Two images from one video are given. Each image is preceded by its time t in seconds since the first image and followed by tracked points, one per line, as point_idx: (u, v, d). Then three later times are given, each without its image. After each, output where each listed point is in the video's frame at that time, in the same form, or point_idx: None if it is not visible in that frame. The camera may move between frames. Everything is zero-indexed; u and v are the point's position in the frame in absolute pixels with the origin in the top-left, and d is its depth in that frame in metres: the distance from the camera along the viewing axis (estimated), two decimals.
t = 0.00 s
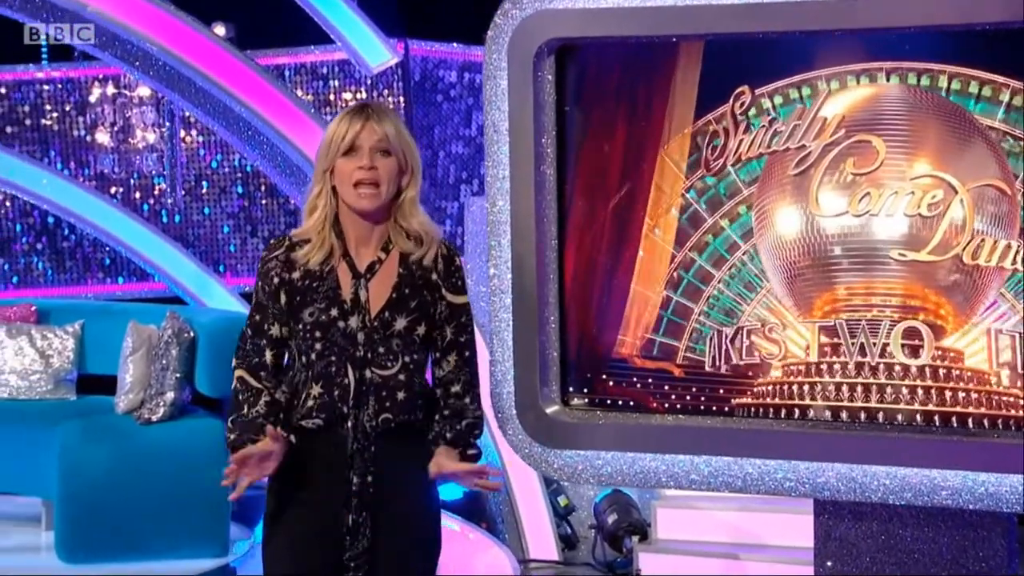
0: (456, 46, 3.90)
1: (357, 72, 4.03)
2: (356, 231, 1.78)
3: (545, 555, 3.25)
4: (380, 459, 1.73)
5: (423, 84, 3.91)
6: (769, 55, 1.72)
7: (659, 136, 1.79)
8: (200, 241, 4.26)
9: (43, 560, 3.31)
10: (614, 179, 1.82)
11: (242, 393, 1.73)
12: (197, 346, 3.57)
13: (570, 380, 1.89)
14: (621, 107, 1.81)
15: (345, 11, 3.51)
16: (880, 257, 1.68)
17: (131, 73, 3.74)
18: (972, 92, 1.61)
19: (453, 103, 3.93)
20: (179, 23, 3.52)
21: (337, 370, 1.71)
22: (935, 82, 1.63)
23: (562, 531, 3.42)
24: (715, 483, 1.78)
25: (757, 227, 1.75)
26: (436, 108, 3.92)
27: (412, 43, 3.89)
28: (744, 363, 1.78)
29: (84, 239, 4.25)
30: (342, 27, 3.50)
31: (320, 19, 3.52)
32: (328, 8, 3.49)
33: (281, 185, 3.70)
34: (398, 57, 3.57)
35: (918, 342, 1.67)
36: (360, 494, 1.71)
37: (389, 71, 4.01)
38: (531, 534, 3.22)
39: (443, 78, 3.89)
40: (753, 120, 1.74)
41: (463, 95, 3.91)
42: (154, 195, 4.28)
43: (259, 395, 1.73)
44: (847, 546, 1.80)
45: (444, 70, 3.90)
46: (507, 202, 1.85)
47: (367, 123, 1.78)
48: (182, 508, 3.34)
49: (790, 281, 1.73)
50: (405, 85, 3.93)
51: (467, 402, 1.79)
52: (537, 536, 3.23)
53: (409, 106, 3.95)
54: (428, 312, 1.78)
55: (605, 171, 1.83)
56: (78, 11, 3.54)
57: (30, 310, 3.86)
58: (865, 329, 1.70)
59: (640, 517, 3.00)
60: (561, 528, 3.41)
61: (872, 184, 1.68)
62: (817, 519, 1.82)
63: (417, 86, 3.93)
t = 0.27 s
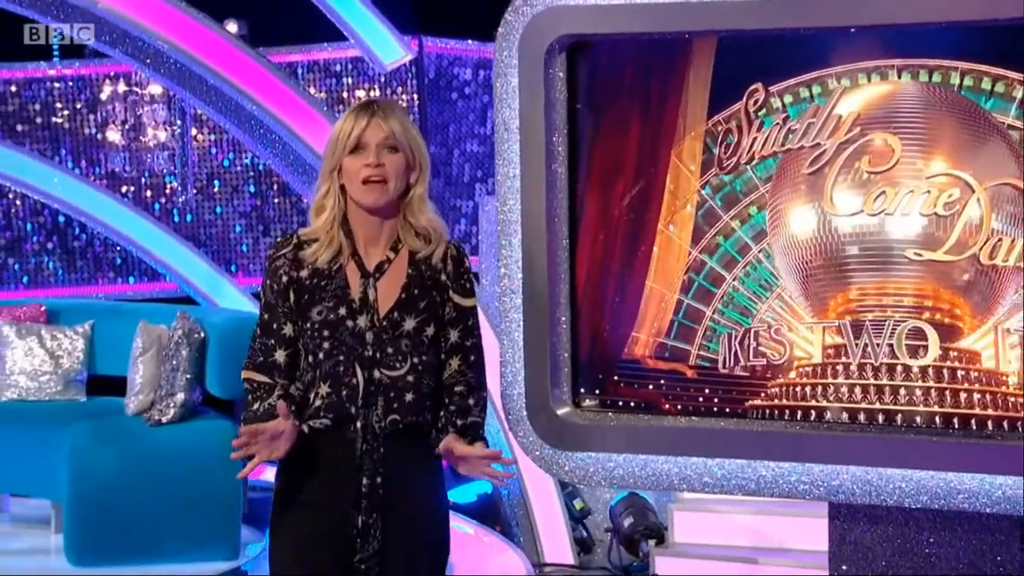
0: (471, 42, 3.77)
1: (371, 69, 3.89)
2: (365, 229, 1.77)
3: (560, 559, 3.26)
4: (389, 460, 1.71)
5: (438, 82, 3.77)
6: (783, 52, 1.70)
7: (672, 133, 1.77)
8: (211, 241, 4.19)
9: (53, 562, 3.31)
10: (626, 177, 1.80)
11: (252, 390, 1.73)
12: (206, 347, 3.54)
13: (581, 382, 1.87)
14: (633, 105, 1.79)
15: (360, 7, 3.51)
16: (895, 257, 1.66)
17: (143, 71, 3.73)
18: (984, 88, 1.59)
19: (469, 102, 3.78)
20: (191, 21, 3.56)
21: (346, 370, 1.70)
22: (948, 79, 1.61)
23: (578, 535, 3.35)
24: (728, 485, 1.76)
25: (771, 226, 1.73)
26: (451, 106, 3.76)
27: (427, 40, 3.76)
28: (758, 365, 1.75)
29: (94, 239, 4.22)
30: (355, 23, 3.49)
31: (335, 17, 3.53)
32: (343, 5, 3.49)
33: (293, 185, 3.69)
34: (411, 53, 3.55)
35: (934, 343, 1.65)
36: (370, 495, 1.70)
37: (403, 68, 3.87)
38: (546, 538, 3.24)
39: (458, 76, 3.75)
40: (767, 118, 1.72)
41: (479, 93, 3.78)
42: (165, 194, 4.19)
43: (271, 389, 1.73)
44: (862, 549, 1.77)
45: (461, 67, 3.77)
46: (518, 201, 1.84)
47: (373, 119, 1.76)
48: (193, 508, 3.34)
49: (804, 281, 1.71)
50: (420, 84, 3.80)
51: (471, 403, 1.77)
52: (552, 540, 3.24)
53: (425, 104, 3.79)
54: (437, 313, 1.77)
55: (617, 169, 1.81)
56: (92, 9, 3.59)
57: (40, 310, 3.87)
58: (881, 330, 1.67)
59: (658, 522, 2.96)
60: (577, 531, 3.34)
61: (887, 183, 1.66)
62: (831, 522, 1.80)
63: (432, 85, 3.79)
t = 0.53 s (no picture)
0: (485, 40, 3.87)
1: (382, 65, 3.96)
2: (372, 230, 1.75)
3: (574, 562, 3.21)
4: (397, 461, 1.70)
5: (452, 78, 3.88)
6: (796, 49, 1.68)
7: (684, 131, 1.75)
8: (222, 240, 4.21)
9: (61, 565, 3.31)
10: (637, 175, 1.78)
11: (263, 393, 1.71)
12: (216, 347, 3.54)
13: (592, 383, 1.85)
14: (644, 102, 1.77)
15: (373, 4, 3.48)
16: (910, 256, 1.63)
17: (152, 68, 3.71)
18: (997, 85, 1.57)
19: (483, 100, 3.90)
20: (202, 18, 3.55)
21: (353, 370, 1.68)
22: (959, 76, 1.59)
23: (592, 538, 3.39)
24: (740, 488, 1.74)
25: (784, 225, 1.70)
26: (465, 104, 3.89)
27: (440, 38, 3.85)
28: (771, 366, 1.73)
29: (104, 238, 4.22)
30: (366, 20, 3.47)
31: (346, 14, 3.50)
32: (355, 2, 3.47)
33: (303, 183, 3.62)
34: (424, 50, 3.52)
35: (949, 344, 1.62)
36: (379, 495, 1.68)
37: (415, 66, 3.93)
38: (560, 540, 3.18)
39: (472, 74, 3.87)
40: (780, 115, 1.70)
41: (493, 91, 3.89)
42: (175, 192, 4.23)
43: (280, 389, 1.71)
44: (876, 553, 1.75)
45: (473, 65, 3.88)
46: (528, 200, 1.82)
47: (370, 117, 1.74)
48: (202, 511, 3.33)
49: (818, 281, 1.69)
50: (433, 81, 3.88)
51: (482, 401, 1.75)
52: (565, 541, 3.18)
53: (437, 101, 3.89)
54: (445, 313, 1.76)
55: (628, 167, 1.79)
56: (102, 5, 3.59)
57: (48, 310, 3.86)
58: (896, 331, 1.65)
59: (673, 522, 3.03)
60: (592, 535, 3.39)
61: (902, 181, 1.63)
62: (845, 526, 1.77)
63: (445, 81, 3.90)
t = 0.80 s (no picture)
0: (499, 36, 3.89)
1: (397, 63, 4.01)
2: (377, 227, 1.73)
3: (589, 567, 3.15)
4: (406, 461, 1.68)
5: (466, 75, 3.91)
6: (810, 45, 1.65)
7: (697, 127, 1.73)
8: (233, 238, 4.20)
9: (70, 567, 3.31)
10: (650, 171, 1.76)
11: (271, 394, 1.69)
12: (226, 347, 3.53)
13: (603, 384, 1.82)
14: (656, 98, 1.75)
15: None
16: (927, 255, 1.60)
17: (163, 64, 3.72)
18: (1012, 80, 1.54)
19: (498, 95, 3.92)
20: (213, 14, 3.53)
21: (360, 369, 1.67)
22: (971, 72, 1.56)
23: (609, 542, 3.36)
24: (753, 491, 1.71)
25: (799, 224, 1.68)
26: (480, 100, 3.92)
27: (454, 33, 3.87)
28: (785, 367, 1.71)
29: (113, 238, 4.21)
30: (378, 14, 3.44)
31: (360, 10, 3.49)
32: None
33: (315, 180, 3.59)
34: (437, 46, 3.49)
35: (967, 345, 1.60)
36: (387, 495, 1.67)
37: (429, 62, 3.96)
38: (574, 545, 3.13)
39: (486, 70, 3.87)
40: (794, 112, 1.67)
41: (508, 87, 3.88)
42: (186, 190, 4.23)
43: (289, 389, 1.69)
44: (892, 557, 1.72)
45: (489, 61, 3.89)
46: (538, 198, 1.79)
47: (365, 109, 1.73)
48: (212, 513, 3.31)
49: (833, 280, 1.66)
50: (447, 78, 3.92)
51: (490, 398, 1.73)
52: (580, 546, 3.14)
53: (451, 97, 3.93)
54: (453, 310, 1.73)
55: (641, 163, 1.76)
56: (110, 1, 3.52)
57: (56, 310, 3.87)
58: (913, 332, 1.62)
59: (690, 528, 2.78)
60: (608, 539, 3.36)
61: (918, 179, 1.60)
62: (860, 529, 1.75)
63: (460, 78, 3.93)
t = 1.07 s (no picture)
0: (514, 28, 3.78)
1: (410, 58, 3.92)
2: (381, 226, 1.71)
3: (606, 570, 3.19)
4: (413, 464, 1.66)
5: (482, 70, 3.82)
6: (826, 40, 1.62)
7: (711, 124, 1.70)
8: (243, 237, 4.17)
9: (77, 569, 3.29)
10: (665, 167, 1.73)
11: (278, 396, 1.67)
12: (236, 347, 3.52)
13: (616, 385, 1.80)
14: (669, 94, 1.72)
15: None
16: (945, 254, 1.57)
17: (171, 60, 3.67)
18: None
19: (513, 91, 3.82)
20: (223, 9, 3.49)
21: (367, 370, 1.65)
22: (985, 67, 1.53)
23: (625, 546, 3.38)
24: (768, 494, 1.68)
25: (813, 222, 1.65)
26: (496, 97, 3.82)
27: (469, 28, 3.79)
28: (800, 368, 1.68)
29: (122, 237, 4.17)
30: (391, 9, 3.41)
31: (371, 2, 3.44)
32: None
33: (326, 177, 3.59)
34: (451, 40, 3.47)
35: (987, 345, 1.56)
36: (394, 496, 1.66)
37: (443, 58, 3.88)
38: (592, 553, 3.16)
39: (503, 65, 3.78)
40: (809, 108, 1.65)
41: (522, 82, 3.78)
42: (196, 188, 4.21)
43: (298, 389, 1.68)
44: (910, 562, 1.69)
45: (505, 55, 3.79)
46: (548, 196, 1.77)
47: (374, 106, 1.70)
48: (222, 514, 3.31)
49: (848, 279, 1.63)
50: (461, 73, 3.84)
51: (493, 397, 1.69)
52: (598, 553, 3.17)
53: (466, 94, 3.86)
54: (459, 308, 1.71)
55: (654, 159, 1.74)
56: None
57: (64, 310, 3.85)
58: (930, 332, 1.59)
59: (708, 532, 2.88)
60: (626, 543, 3.37)
61: (936, 176, 1.57)
62: (878, 534, 1.71)
63: (477, 74, 3.84)
